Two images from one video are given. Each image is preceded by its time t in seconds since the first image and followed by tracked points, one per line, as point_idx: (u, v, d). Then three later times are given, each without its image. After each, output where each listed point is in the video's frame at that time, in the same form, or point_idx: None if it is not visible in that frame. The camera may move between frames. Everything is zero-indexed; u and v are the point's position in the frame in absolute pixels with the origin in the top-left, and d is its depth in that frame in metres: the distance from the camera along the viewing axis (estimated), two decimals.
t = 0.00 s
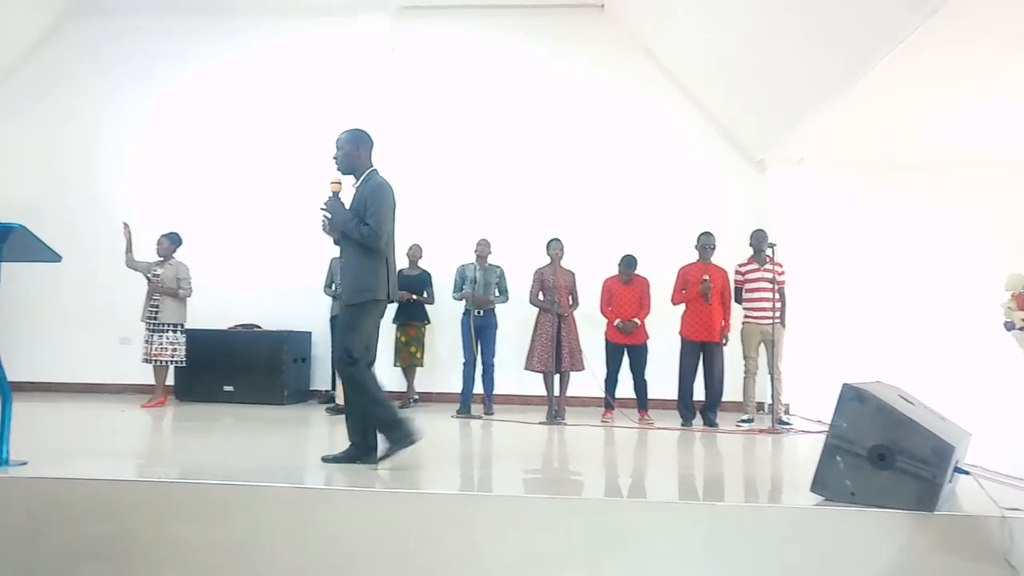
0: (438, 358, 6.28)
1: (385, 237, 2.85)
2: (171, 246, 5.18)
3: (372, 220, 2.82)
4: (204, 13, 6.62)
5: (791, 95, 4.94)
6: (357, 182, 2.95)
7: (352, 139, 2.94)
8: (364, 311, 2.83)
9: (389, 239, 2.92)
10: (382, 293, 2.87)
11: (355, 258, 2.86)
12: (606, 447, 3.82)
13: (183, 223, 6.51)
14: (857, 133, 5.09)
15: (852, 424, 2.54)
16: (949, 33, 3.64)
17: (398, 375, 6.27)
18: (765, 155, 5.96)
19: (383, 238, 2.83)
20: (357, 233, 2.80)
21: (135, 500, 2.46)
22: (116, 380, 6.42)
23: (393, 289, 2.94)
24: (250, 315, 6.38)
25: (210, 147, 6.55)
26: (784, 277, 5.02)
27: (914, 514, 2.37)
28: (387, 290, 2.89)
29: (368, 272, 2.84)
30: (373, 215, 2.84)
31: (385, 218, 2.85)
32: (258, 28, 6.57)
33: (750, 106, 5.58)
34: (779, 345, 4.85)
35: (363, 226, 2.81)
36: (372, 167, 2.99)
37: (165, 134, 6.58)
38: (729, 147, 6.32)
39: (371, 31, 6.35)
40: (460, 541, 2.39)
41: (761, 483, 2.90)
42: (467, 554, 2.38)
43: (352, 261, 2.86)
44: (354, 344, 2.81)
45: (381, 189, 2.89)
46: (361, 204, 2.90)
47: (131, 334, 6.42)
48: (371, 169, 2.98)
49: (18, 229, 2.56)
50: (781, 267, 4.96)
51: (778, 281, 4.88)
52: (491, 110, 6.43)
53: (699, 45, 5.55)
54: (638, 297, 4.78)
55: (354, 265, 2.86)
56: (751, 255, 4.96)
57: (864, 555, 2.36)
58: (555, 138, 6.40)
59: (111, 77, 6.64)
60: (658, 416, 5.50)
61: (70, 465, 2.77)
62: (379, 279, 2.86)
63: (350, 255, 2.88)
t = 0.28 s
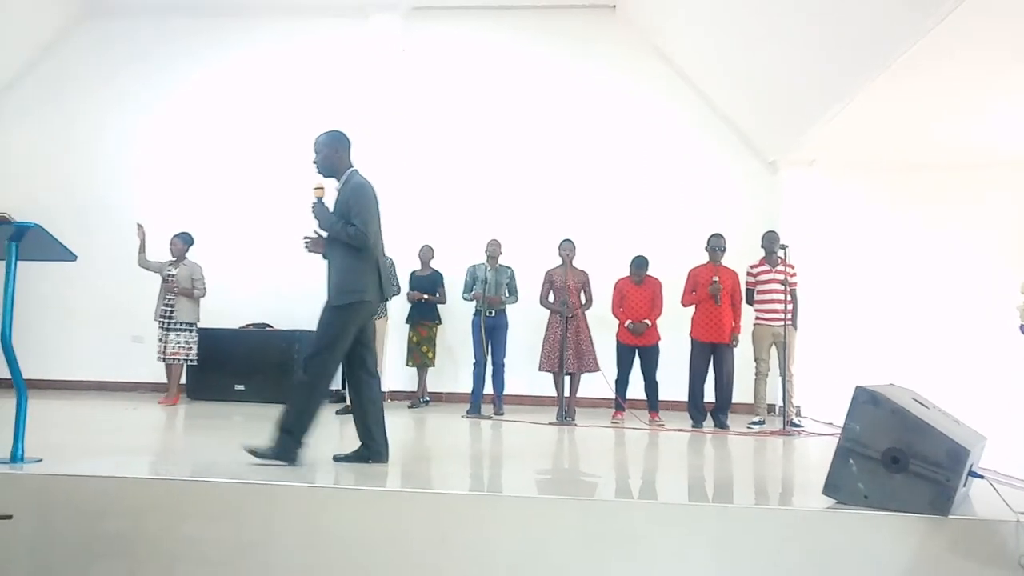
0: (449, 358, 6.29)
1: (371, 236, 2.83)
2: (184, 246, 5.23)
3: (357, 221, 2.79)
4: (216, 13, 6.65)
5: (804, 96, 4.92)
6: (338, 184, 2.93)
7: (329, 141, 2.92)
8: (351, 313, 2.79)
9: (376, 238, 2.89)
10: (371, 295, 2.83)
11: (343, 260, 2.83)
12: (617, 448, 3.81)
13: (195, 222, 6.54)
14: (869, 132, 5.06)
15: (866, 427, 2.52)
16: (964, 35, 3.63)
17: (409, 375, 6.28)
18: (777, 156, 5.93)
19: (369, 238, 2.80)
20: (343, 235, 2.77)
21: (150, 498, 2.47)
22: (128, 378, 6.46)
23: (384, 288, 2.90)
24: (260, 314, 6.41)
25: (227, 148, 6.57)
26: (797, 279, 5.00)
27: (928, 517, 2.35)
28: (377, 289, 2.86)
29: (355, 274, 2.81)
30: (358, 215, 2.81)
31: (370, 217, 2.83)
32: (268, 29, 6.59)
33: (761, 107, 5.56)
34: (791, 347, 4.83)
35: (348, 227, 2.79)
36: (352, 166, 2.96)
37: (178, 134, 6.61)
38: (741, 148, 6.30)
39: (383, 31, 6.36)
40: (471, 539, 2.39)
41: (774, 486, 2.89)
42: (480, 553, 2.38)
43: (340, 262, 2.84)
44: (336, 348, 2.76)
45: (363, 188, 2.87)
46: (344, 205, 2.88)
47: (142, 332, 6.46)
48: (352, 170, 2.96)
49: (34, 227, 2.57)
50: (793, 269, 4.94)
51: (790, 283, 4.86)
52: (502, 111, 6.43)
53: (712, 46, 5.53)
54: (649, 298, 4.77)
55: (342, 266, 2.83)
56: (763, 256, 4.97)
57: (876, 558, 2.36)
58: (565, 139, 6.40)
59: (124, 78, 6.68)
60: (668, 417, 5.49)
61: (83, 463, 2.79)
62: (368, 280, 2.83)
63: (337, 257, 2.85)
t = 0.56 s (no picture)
0: (455, 362, 6.29)
1: (333, 241, 2.82)
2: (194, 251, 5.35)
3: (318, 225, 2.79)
4: (225, 19, 6.69)
5: (812, 100, 4.91)
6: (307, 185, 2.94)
7: (299, 141, 2.93)
8: (311, 318, 2.80)
9: (341, 243, 2.88)
10: (332, 300, 2.82)
11: (304, 264, 2.84)
12: (625, 453, 3.81)
13: (203, 226, 6.56)
14: (877, 135, 5.04)
15: (875, 432, 2.50)
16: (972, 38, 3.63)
17: (415, 379, 6.27)
18: (785, 160, 5.92)
19: (330, 242, 2.80)
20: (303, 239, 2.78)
21: (158, 501, 2.48)
22: (136, 382, 6.48)
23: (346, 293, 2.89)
24: (268, 318, 6.43)
25: (235, 153, 6.60)
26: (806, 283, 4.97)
27: (938, 523, 2.34)
28: (339, 295, 2.85)
29: (316, 279, 2.82)
30: (320, 219, 2.81)
31: (333, 221, 2.82)
32: (277, 34, 6.64)
33: (768, 111, 5.56)
34: (799, 352, 4.82)
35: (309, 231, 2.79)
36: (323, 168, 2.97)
37: (187, 138, 6.65)
38: (748, 152, 6.29)
39: (391, 36, 6.39)
40: (478, 544, 2.39)
41: (783, 491, 2.88)
42: (488, 558, 2.38)
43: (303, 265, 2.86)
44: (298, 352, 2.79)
45: (330, 192, 2.87)
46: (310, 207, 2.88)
47: (151, 336, 6.49)
48: (322, 171, 2.96)
49: (45, 232, 2.59)
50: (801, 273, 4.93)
51: (798, 287, 4.84)
52: (518, 116, 6.44)
53: (719, 50, 5.54)
54: (657, 302, 4.76)
55: (305, 269, 2.84)
56: (770, 261, 4.93)
57: (884, 564, 2.35)
58: (573, 144, 6.40)
59: (132, 84, 6.73)
60: (675, 422, 5.47)
61: (93, 466, 2.80)
62: (329, 285, 2.83)
63: (301, 260, 2.86)
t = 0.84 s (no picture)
0: (458, 362, 6.30)
1: (303, 239, 2.80)
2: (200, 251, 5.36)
3: (288, 222, 2.77)
4: (226, 19, 6.70)
5: (815, 98, 4.90)
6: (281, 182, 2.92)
7: (273, 137, 2.91)
8: (281, 316, 2.80)
9: (311, 240, 2.87)
10: (302, 299, 2.82)
11: (275, 261, 2.84)
12: (628, 452, 3.81)
13: (204, 227, 6.56)
14: (880, 132, 5.03)
15: (879, 430, 2.49)
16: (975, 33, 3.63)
17: (418, 379, 6.28)
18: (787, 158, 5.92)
19: (299, 241, 2.78)
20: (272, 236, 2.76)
21: (162, 502, 2.48)
22: (139, 383, 6.49)
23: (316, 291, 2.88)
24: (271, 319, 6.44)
25: (237, 153, 6.60)
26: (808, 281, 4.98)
27: (942, 521, 2.34)
28: (309, 293, 2.84)
29: (286, 276, 2.81)
30: (290, 216, 2.79)
31: (303, 219, 2.80)
32: (278, 34, 6.64)
33: (771, 109, 5.54)
34: (802, 349, 4.81)
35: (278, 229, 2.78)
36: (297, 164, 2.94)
37: (189, 140, 6.65)
38: (751, 151, 6.28)
39: (392, 35, 6.38)
40: (481, 542, 2.40)
41: (787, 489, 2.88)
42: (492, 555, 2.38)
43: (274, 261, 2.85)
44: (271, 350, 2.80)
45: (301, 189, 2.85)
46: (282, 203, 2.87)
47: (154, 337, 6.50)
48: (296, 167, 2.94)
49: (49, 234, 2.59)
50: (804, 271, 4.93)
51: (801, 285, 4.84)
52: (519, 116, 6.44)
53: (721, 49, 5.53)
54: (660, 301, 4.76)
55: (275, 266, 2.84)
56: (774, 259, 4.95)
57: (888, 561, 2.35)
58: (575, 143, 6.40)
59: (134, 85, 6.73)
60: (678, 420, 5.47)
61: (97, 467, 2.81)
62: (298, 283, 2.82)
63: (272, 256, 2.86)
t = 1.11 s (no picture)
0: (464, 365, 6.29)
1: (285, 240, 2.78)
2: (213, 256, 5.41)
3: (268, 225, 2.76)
4: (232, 24, 6.72)
5: (821, 101, 4.88)
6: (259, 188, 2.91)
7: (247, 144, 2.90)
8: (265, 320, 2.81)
9: (293, 242, 2.86)
10: (286, 300, 2.81)
11: (257, 265, 2.83)
12: (636, 455, 3.79)
13: (211, 231, 6.58)
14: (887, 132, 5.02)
15: (889, 433, 2.48)
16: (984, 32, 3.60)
17: (424, 382, 6.27)
18: (794, 160, 5.89)
19: (281, 243, 2.77)
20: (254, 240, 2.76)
21: (169, 506, 2.47)
22: (147, 387, 6.51)
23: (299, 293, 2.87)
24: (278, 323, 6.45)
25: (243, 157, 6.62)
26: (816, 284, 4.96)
27: (954, 525, 2.32)
28: (293, 295, 2.84)
29: (268, 280, 2.80)
30: (271, 219, 2.78)
31: (284, 220, 2.79)
32: (284, 38, 6.66)
33: (777, 110, 5.53)
34: (810, 352, 4.79)
35: (259, 232, 2.77)
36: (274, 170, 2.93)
37: (195, 144, 6.67)
38: (758, 152, 6.26)
39: (398, 38, 6.39)
40: (488, 547, 2.39)
41: (796, 493, 2.85)
42: (499, 559, 2.37)
43: (256, 265, 2.85)
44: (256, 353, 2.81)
45: (281, 191, 2.84)
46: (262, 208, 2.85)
47: (161, 341, 6.51)
48: (273, 172, 2.93)
49: (57, 239, 2.60)
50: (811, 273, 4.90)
51: (809, 288, 4.82)
52: (525, 118, 6.44)
53: (726, 50, 5.52)
54: (667, 304, 4.74)
55: (257, 269, 2.83)
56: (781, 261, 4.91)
57: (899, 565, 2.33)
58: (581, 146, 6.39)
59: (141, 89, 6.76)
60: (686, 424, 5.45)
61: (104, 471, 2.81)
62: (282, 285, 2.81)
63: (255, 260, 2.85)
